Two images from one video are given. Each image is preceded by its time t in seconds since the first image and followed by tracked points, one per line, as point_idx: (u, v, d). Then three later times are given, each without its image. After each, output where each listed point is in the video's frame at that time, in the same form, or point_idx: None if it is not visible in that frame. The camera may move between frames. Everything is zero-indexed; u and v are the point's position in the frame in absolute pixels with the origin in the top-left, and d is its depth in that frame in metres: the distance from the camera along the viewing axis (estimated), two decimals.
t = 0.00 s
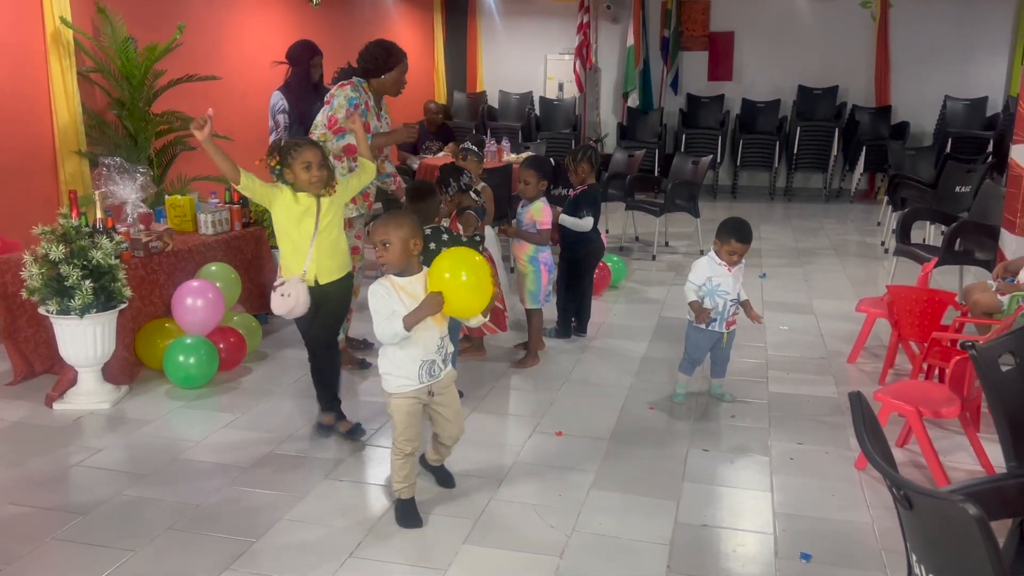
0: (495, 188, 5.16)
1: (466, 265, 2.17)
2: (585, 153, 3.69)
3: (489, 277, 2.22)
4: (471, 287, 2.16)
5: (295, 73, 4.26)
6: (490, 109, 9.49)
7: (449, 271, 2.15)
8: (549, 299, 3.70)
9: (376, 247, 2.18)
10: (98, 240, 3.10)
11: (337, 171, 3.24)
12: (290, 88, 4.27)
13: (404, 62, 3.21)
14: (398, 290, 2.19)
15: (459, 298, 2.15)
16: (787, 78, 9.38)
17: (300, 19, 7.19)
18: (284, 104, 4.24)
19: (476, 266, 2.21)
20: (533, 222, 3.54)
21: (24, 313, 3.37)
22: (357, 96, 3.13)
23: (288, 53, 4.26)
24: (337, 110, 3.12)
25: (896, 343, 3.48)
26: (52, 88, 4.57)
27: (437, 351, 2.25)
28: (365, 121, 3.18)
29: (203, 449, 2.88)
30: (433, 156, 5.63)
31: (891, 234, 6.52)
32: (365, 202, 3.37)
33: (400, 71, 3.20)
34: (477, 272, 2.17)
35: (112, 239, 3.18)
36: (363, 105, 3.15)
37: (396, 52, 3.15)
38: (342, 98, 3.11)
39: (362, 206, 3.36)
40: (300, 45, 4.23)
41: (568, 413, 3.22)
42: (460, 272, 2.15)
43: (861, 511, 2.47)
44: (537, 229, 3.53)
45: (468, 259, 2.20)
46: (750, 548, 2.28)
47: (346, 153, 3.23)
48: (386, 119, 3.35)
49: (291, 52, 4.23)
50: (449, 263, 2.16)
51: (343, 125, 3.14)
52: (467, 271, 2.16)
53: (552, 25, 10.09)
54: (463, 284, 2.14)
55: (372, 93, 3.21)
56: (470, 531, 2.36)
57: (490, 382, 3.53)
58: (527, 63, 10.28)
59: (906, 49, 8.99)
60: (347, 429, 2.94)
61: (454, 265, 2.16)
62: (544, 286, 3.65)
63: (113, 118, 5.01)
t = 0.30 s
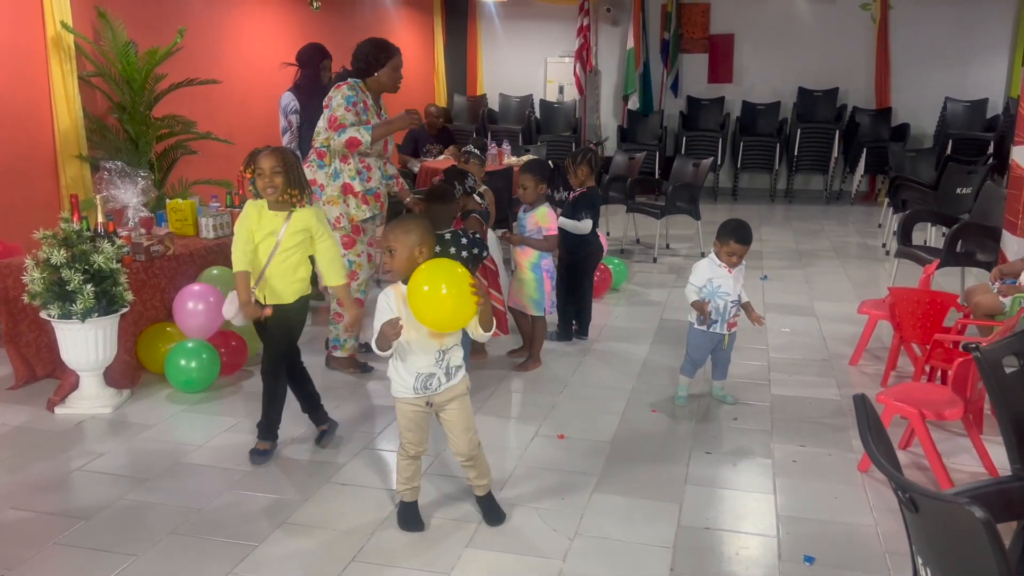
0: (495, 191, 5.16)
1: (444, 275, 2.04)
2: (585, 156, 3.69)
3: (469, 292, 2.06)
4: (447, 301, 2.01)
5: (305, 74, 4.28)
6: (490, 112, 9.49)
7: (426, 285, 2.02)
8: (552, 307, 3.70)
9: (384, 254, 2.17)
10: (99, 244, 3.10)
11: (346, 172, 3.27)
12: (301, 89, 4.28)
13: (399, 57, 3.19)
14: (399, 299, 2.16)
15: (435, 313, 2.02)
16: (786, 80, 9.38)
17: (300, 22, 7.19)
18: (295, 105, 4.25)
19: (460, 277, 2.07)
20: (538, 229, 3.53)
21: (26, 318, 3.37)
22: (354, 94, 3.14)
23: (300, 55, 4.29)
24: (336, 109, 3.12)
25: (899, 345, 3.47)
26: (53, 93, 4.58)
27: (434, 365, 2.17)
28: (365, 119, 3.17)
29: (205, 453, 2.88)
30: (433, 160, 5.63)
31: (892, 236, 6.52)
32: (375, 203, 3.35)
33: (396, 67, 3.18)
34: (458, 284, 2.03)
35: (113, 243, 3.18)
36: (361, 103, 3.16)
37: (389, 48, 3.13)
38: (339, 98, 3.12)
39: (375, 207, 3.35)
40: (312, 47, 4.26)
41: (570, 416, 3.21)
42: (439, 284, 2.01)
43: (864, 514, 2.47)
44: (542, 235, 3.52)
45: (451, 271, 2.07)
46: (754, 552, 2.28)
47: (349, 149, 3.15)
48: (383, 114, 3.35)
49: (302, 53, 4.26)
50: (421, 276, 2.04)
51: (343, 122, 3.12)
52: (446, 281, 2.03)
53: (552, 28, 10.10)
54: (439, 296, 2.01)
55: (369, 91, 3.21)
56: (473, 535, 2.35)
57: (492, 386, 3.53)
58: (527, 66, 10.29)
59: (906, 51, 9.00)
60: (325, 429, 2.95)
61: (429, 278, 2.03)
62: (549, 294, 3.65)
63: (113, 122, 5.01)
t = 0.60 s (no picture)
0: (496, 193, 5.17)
1: (418, 292, 1.97)
2: (584, 159, 3.68)
3: (437, 316, 1.97)
4: (409, 319, 1.95)
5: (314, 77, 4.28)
6: (491, 115, 9.51)
7: (396, 300, 1.97)
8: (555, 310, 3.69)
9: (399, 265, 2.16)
10: (101, 249, 3.11)
11: (348, 176, 3.27)
12: (309, 92, 4.28)
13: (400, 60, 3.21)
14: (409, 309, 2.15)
15: (401, 330, 1.98)
16: (787, 82, 9.39)
17: (300, 26, 7.20)
18: (303, 108, 4.26)
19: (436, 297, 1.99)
20: (539, 234, 3.50)
21: (28, 322, 3.37)
22: (352, 100, 3.16)
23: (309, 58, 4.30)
24: (334, 114, 3.15)
25: (900, 347, 3.47)
26: (54, 97, 4.58)
27: (436, 378, 2.11)
28: (364, 123, 3.20)
29: (207, 457, 2.88)
30: (434, 163, 5.64)
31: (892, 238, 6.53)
32: (378, 207, 3.36)
33: (395, 70, 3.19)
34: (427, 303, 1.96)
35: (115, 247, 3.18)
36: (360, 108, 3.18)
37: (387, 50, 3.14)
38: (337, 103, 3.13)
39: (378, 211, 3.35)
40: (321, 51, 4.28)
41: (571, 419, 3.22)
42: (409, 302, 1.96)
43: (866, 516, 2.47)
44: (544, 241, 3.49)
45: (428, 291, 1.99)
46: (757, 554, 2.27)
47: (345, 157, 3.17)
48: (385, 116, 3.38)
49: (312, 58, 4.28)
50: (394, 290, 1.99)
51: (340, 129, 3.15)
52: (419, 299, 1.96)
53: (552, 31, 10.11)
54: (407, 314, 1.96)
55: (368, 94, 3.23)
56: (476, 538, 2.35)
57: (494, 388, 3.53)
58: (528, 69, 10.31)
59: (905, 52, 9.01)
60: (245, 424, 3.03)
61: (401, 294, 1.98)
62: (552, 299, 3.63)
63: (114, 126, 5.02)
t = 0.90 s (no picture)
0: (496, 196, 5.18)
1: (384, 330, 1.92)
2: (582, 162, 3.73)
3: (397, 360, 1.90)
4: (367, 360, 1.91)
5: (317, 81, 4.28)
6: (491, 118, 9.52)
7: (359, 339, 1.93)
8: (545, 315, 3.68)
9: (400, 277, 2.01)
10: (101, 252, 3.11)
11: (348, 182, 3.26)
12: (312, 96, 4.29)
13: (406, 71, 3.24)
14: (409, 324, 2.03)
15: (365, 368, 1.93)
16: (787, 84, 9.40)
17: (301, 30, 7.21)
18: (305, 112, 4.28)
19: (402, 337, 1.92)
20: (534, 238, 3.49)
21: (29, 326, 3.38)
22: (358, 107, 3.15)
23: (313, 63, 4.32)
24: (339, 123, 3.14)
25: (901, 349, 3.47)
26: (55, 101, 4.59)
27: (423, 402, 2.00)
28: (367, 132, 3.20)
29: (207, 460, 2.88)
30: (435, 166, 5.65)
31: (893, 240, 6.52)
32: (376, 212, 3.36)
33: (400, 80, 3.21)
34: (392, 340, 1.90)
35: (116, 251, 3.18)
36: (364, 116, 3.18)
37: (396, 57, 3.15)
38: (343, 111, 3.12)
39: (377, 217, 3.35)
40: (324, 55, 4.27)
41: (571, 422, 3.21)
42: (371, 341, 1.90)
43: (867, 518, 2.46)
44: (539, 244, 3.48)
45: (395, 331, 1.92)
46: (758, 556, 2.27)
47: (348, 169, 3.21)
48: (387, 122, 3.38)
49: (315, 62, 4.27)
50: (362, 327, 1.95)
51: (344, 139, 3.15)
52: (382, 338, 1.90)
53: (552, 34, 10.13)
54: (368, 353, 1.91)
55: (372, 101, 3.23)
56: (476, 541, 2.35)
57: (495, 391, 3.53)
58: (528, 72, 10.32)
59: (906, 54, 9.01)
60: (214, 454, 2.81)
61: (366, 332, 1.92)
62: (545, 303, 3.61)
63: (115, 130, 5.02)
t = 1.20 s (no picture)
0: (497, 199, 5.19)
1: (380, 334, 1.85)
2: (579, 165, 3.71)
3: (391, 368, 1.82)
4: (357, 364, 1.84)
5: (316, 85, 4.28)
6: (492, 121, 9.53)
7: (352, 342, 1.86)
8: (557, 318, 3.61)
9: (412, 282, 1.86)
10: (102, 256, 3.12)
11: (349, 184, 3.27)
12: (310, 101, 4.30)
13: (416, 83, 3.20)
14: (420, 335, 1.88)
15: (355, 374, 1.86)
16: (787, 87, 9.40)
17: (301, 34, 7.22)
18: (303, 115, 4.29)
19: (397, 344, 1.83)
20: (539, 242, 3.45)
21: (30, 330, 3.38)
22: (363, 111, 3.14)
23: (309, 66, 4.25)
24: (345, 125, 3.12)
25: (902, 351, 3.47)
26: (56, 105, 4.60)
27: (426, 422, 1.83)
28: (371, 136, 3.19)
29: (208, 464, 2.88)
30: (435, 169, 5.66)
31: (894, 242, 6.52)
32: (376, 215, 3.36)
33: (409, 89, 3.17)
34: (388, 344, 1.82)
35: (116, 255, 3.19)
36: (370, 120, 3.17)
37: (405, 64, 3.11)
38: (349, 114, 3.11)
39: (375, 220, 3.36)
40: (321, 58, 4.25)
41: (572, 425, 3.21)
42: (365, 344, 1.83)
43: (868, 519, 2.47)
44: (543, 248, 3.44)
45: (393, 337, 1.84)
46: (760, 559, 2.27)
47: (351, 172, 3.19)
48: (392, 128, 3.36)
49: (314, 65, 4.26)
50: (358, 330, 1.88)
51: (350, 143, 3.14)
52: (377, 342, 1.82)
53: (553, 37, 10.14)
54: (360, 357, 1.84)
55: (379, 105, 3.22)
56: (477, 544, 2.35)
57: (496, 394, 3.53)
58: (528, 75, 10.33)
59: (906, 56, 9.01)
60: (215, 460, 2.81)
61: (360, 336, 1.85)
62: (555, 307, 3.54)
63: (116, 134, 5.03)
